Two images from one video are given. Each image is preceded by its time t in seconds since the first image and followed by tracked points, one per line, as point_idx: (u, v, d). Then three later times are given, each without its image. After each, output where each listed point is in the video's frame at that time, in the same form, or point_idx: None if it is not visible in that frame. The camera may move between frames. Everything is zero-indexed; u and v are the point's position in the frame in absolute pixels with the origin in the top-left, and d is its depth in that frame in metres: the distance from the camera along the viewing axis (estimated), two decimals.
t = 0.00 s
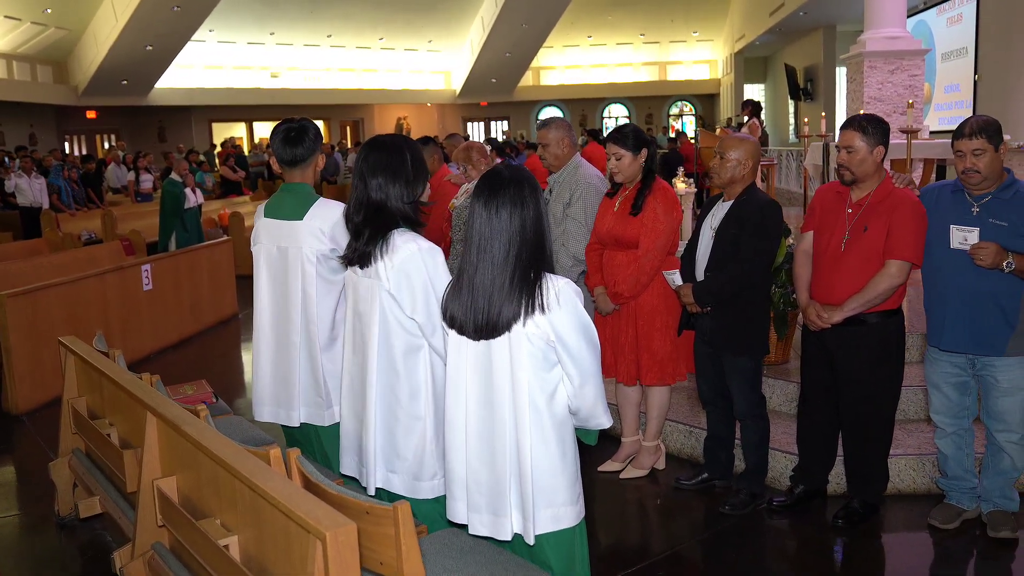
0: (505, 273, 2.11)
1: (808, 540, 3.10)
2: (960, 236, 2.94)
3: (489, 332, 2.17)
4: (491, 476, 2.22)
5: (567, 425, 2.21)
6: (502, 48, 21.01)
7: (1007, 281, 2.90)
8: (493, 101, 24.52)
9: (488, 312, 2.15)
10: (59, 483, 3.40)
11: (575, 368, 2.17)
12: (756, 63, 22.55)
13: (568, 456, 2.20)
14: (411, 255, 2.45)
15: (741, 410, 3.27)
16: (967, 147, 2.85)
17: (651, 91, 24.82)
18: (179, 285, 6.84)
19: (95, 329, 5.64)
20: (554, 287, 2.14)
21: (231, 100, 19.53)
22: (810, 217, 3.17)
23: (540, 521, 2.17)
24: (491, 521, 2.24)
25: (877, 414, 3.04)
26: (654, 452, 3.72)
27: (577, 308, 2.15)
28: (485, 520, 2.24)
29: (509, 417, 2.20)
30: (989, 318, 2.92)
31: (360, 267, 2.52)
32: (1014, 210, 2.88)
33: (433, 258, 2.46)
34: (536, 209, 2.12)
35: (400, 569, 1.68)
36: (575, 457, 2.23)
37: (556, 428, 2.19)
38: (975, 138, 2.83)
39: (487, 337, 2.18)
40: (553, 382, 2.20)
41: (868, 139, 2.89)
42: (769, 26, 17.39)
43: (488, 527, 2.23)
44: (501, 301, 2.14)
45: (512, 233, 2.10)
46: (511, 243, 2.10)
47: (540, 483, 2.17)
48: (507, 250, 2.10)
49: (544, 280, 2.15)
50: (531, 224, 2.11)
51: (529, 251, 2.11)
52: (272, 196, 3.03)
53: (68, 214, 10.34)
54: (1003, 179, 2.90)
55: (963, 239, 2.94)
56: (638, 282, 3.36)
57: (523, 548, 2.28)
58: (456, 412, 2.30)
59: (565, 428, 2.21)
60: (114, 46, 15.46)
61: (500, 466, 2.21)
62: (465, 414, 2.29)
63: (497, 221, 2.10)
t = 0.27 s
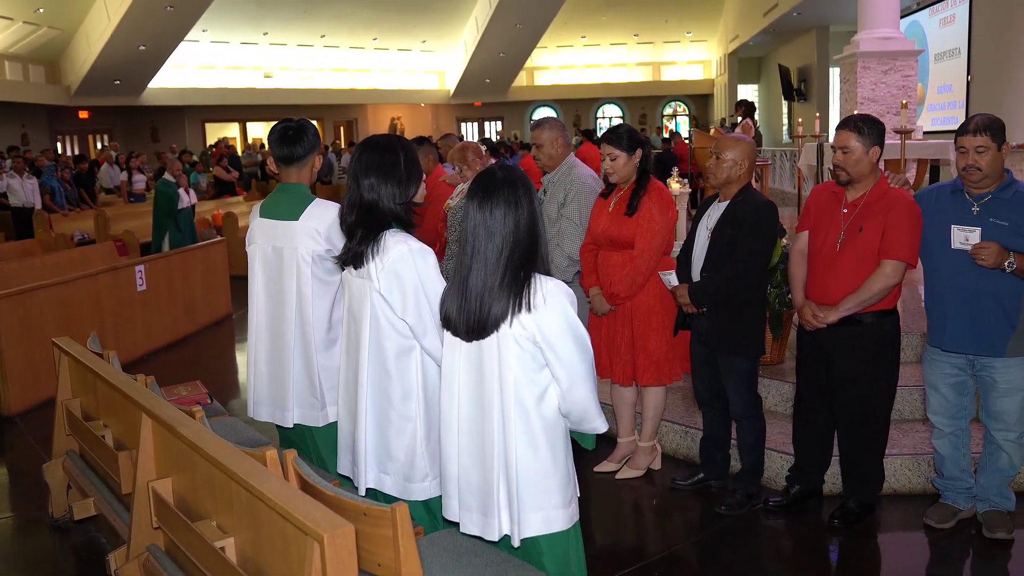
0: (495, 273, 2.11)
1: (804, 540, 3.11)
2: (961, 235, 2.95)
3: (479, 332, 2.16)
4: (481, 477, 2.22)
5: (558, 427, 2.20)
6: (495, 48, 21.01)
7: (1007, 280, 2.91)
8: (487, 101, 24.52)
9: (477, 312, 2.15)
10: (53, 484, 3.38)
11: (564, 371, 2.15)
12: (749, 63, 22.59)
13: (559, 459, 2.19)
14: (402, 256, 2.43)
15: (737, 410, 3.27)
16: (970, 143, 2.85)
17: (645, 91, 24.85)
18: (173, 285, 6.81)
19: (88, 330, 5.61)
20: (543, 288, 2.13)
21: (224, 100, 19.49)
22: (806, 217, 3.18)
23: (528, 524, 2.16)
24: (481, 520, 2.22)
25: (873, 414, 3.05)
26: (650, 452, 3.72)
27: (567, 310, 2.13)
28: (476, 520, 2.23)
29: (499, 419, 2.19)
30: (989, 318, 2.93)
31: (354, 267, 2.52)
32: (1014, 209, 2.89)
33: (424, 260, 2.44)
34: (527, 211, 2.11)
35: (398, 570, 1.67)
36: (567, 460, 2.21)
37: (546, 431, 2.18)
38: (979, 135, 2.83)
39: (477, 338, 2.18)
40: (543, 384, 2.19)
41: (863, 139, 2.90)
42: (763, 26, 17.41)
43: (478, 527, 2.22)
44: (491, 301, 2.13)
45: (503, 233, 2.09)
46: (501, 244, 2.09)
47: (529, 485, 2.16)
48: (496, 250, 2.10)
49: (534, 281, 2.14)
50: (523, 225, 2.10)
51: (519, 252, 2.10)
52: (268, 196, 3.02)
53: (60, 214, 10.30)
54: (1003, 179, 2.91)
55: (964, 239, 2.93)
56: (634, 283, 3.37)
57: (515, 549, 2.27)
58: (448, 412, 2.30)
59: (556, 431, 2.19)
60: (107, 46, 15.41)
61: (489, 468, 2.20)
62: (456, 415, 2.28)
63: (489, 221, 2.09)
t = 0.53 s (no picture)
0: (488, 273, 2.11)
1: (800, 540, 3.11)
2: (961, 235, 2.95)
3: (473, 332, 2.16)
4: (475, 478, 2.21)
5: (552, 429, 2.19)
6: (489, 48, 21.01)
7: (1006, 280, 2.92)
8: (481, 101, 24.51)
9: (471, 313, 2.15)
10: (46, 486, 3.36)
11: (557, 373, 2.14)
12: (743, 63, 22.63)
13: (554, 460, 2.18)
14: (403, 255, 2.43)
15: (733, 410, 3.27)
16: (975, 139, 2.86)
17: (639, 91, 24.88)
18: (166, 285, 6.79)
19: (81, 331, 5.59)
20: (535, 288, 2.12)
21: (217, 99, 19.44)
22: (801, 217, 3.19)
23: (521, 525, 2.16)
24: (476, 521, 2.22)
25: (868, 414, 3.05)
26: (645, 452, 3.73)
27: (560, 312, 2.12)
28: (470, 520, 2.23)
29: (493, 420, 2.18)
30: (988, 318, 2.94)
31: (352, 268, 2.52)
32: (1015, 209, 2.90)
33: (424, 260, 2.44)
34: (520, 211, 2.10)
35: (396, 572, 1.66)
36: (561, 462, 2.21)
37: (540, 432, 2.18)
38: (985, 131, 2.85)
39: (471, 338, 2.18)
40: (536, 385, 2.19)
41: (859, 139, 2.91)
42: (756, 27, 17.44)
43: (472, 527, 2.22)
44: (483, 301, 2.13)
45: (496, 233, 2.09)
46: (494, 244, 2.09)
47: (523, 485, 2.16)
48: (489, 250, 2.10)
49: (527, 281, 2.13)
50: (516, 226, 2.10)
51: (511, 252, 2.10)
52: (265, 194, 3.01)
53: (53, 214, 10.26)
54: (1003, 178, 2.92)
55: (963, 238, 2.95)
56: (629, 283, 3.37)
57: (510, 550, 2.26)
58: (444, 412, 2.30)
59: (550, 433, 2.19)
60: (99, 45, 15.34)
61: (483, 469, 2.19)
62: (451, 415, 2.28)
63: (482, 221, 2.09)
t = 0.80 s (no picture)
0: (486, 274, 2.11)
1: (796, 540, 3.11)
2: (961, 237, 2.96)
3: (472, 333, 2.16)
4: (474, 478, 2.21)
5: (550, 429, 2.19)
6: (484, 48, 21.02)
7: (1005, 281, 2.93)
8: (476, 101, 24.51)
9: (470, 313, 2.15)
10: (42, 486, 3.34)
11: (556, 373, 2.14)
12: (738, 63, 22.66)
13: (552, 460, 2.18)
14: (409, 255, 2.43)
15: (729, 409, 3.28)
16: (981, 134, 2.85)
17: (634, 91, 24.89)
18: (161, 285, 6.77)
19: (77, 331, 5.58)
20: (533, 288, 2.12)
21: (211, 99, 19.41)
22: (797, 217, 3.19)
23: (519, 525, 2.15)
24: (473, 521, 2.21)
25: (865, 414, 3.06)
26: (642, 452, 3.73)
27: (557, 311, 2.12)
28: (468, 520, 2.22)
29: (491, 420, 2.18)
30: (987, 319, 2.95)
31: (352, 268, 2.51)
32: (1015, 209, 2.90)
33: (428, 259, 2.44)
34: (517, 211, 2.10)
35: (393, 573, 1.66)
36: (558, 462, 2.21)
37: (538, 432, 2.17)
38: (990, 127, 2.85)
39: (470, 338, 2.18)
40: (534, 385, 2.18)
41: (854, 139, 2.91)
42: (751, 27, 17.47)
43: (470, 527, 2.21)
44: (482, 301, 2.13)
45: (495, 233, 2.09)
46: (494, 245, 2.10)
47: (521, 485, 2.16)
48: (488, 251, 2.10)
49: (525, 282, 2.13)
50: (515, 225, 2.10)
51: (510, 252, 2.11)
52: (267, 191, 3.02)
53: (47, 214, 10.23)
54: (1002, 178, 2.93)
55: (964, 239, 2.96)
56: (624, 283, 3.36)
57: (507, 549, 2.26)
58: (445, 412, 2.29)
59: (548, 433, 2.19)
60: (94, 45, 15.30)
61: (481, 469, 2.19)
62: (451, 415, 2.28)
63: (479, 221, 2.09)
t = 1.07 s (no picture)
0: (490, 274, 2.11)
1: (795, 540, 3.12)
2: (959, 236, 2.96)
3: (475, 333, 2.16)
4: (476, 478, 2.21)
5: (553, 429, 2.19)
6: (480, 48, 21.01)
7: (1003, 281, 2.93)
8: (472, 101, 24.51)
9: (472, 314, 2.15)
10: (40, 486, 3.34)
11: (559, 372, 2.15)
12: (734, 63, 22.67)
13: (555, 460, 2.18)
14: (411, 254, 2.44)
15: (728, 409, 3.28)
16: (980, 133, 2.86)
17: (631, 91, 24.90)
18: (158, 285, 6.76)
19: (74, 331, 5.56)
20: (537, 288, 2.13)
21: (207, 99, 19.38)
22: (796, 217, 3.19)
23: (523, 525, 2.16)
24: (475, 523, 2.21)
25: (863, 414, 3.06)
26: (640, 452, 3.73)
27: (562, 311, 2.13)
28: (470, 522, 2.22)
29: (495, 421, 2.18)
30: (985, 319, 2.95)
31: (354, 268, 2.51)
32: (1013, 209, 2.90)
33: (429, 258, 2.45)
34: (520, 210, 2.11)
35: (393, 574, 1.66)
36: (561, 462, 2.21)
37: (541, 432, 2.18)
38: (990, 127, 2.85)
39: (473, 339, 2.17)
40: (538, 385, 2.19)
41: (852, 140, 2.91)
42: (747, 26, 17.48)
43: (472, 529, 2.21)
44: (485, 301, 2.13)
45: (498, 233, 2.09)
46: (497, 244, 2.10)
47: (524, 485, 2.16)
48: (491, 251, 2.10)
49: (529, 281, 2.14)
50: (518, 225, 2.11)
51: (514, 252, 2.11)
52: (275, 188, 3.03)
53: (44, 214, 10.20)
54: (1000, 178, 2.93)
55: (962, 239, 2.96)
56: (623, 283, 3.36)
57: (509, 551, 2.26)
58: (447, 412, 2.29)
59: (551, 433, 2.19)
60: (90, 44, 15.26)
61: (484, 469, 2.19)
62: (453, 414, 2.28)
63: (482, 221, 2.09)
